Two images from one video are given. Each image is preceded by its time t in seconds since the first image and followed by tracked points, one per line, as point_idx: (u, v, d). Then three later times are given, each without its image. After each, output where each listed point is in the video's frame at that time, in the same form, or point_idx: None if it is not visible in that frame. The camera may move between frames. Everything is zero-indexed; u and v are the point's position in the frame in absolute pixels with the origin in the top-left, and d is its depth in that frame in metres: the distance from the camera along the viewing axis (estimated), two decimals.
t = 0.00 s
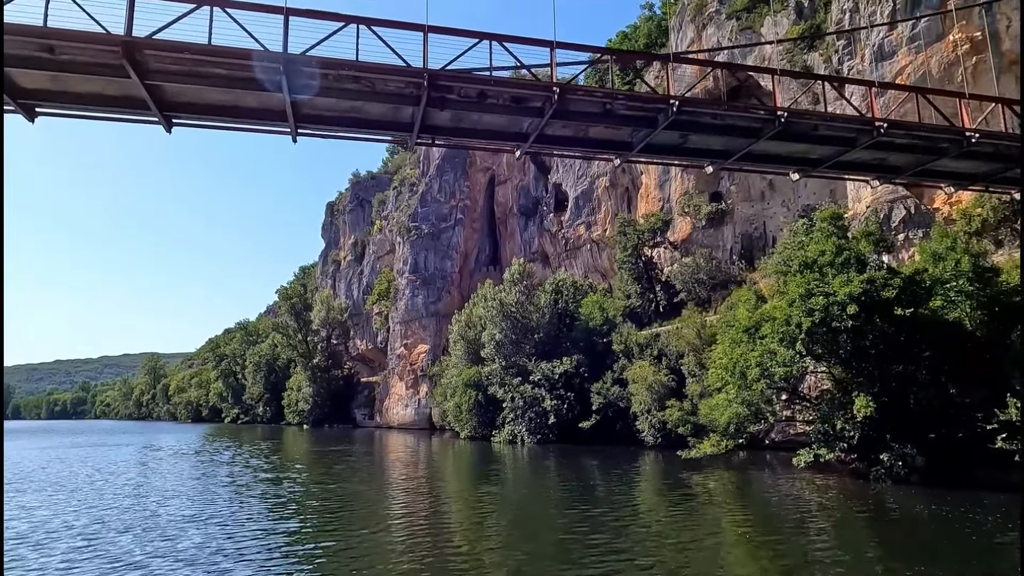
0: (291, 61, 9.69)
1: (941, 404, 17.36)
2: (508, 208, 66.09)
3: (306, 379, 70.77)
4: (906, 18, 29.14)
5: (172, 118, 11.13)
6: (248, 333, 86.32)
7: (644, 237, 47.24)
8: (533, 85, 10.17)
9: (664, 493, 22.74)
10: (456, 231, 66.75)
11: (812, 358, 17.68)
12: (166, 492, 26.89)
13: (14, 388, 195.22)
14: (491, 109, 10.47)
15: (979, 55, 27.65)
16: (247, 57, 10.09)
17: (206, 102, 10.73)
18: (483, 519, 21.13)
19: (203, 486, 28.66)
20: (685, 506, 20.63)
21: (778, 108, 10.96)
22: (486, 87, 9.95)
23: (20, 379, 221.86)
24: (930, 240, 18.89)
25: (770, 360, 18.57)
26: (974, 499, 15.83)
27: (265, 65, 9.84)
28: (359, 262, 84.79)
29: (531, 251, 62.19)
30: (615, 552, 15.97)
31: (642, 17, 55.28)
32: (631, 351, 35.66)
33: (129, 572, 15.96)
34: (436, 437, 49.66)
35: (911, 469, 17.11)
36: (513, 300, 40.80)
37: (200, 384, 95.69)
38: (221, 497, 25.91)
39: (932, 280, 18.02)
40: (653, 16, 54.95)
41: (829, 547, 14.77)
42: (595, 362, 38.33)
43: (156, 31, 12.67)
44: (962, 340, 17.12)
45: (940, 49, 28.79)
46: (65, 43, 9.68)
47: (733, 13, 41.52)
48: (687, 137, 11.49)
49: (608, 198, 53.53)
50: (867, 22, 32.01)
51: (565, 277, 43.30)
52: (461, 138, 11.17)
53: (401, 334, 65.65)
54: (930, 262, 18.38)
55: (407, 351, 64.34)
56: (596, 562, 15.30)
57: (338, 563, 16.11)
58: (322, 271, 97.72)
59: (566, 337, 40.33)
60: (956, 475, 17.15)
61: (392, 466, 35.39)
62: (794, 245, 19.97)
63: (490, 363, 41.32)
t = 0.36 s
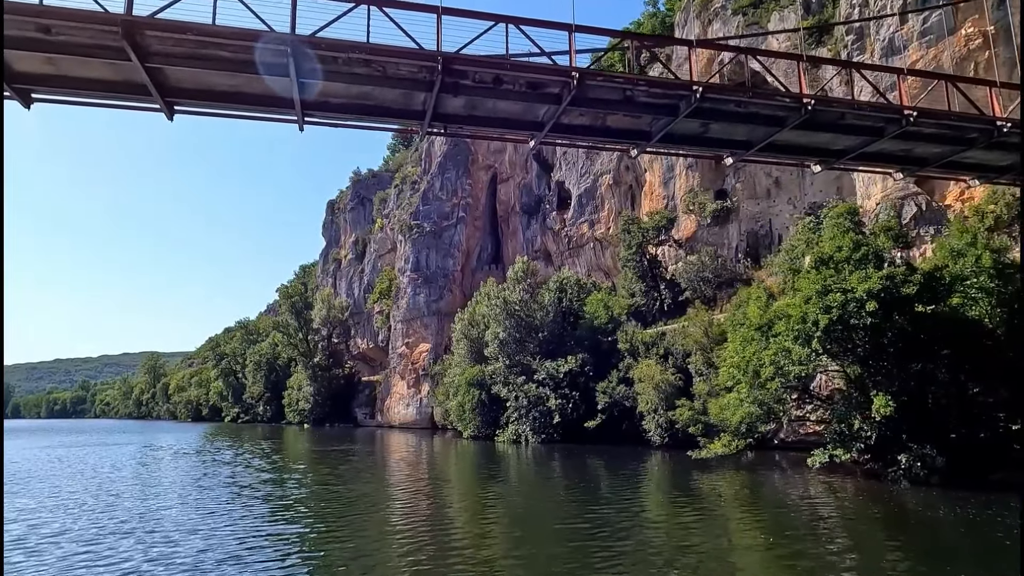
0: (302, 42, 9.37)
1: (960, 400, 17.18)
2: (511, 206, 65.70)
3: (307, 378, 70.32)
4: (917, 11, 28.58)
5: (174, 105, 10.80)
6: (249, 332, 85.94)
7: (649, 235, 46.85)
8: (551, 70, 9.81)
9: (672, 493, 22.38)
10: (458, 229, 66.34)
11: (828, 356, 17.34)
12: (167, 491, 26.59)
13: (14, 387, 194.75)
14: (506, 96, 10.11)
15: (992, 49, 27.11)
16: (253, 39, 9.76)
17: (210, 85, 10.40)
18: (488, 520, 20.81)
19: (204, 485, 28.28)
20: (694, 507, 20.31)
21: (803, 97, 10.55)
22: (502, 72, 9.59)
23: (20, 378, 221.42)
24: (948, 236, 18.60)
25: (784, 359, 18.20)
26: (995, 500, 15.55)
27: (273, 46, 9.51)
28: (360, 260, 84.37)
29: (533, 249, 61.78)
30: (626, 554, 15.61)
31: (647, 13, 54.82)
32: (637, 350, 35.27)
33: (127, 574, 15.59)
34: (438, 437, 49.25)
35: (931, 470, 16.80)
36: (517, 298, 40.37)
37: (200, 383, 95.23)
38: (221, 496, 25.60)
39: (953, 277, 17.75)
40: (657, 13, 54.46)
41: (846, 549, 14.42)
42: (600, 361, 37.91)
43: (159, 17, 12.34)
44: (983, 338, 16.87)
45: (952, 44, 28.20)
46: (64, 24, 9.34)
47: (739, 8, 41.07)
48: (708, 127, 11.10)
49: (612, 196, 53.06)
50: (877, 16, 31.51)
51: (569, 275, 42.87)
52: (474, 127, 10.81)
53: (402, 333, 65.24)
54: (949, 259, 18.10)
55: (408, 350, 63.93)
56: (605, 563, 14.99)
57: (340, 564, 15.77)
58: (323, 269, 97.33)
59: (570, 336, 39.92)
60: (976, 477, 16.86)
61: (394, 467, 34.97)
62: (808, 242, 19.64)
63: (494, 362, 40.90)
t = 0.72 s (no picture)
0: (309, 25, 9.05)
1: (981, 400, 16.96)
2: (513, 205, 65.30)
3: (307, 377, 69.86)
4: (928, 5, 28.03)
5: (177, 92, 10.45)
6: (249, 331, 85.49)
7: (653, 233, 46.48)
8: (570, 55, 9.49)
9: (681, 493, 22.02)
10: (460, 228, 65.95)
11: (845, 354, 17.12)
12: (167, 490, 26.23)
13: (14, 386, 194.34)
14: (522, 82, 9.76)
15: (1004, 43, 26.34)
16: (258, 21, 9.40)
17: (213, 70, 10.06)
18: (492, 520, 20.50)
19: (204, 484, 27.92)
20: (703, 506, 20.00)
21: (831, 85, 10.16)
22: (519, 56, 9.29)
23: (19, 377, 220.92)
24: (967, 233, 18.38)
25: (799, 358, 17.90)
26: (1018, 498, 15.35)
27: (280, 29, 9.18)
28: (360, 259, 83.97)
29: (536, 247, 61.39)
30: (636, 555, 15.27)
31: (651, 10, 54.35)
32: (643, 349, 34.89)
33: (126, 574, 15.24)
34: (440, 437, 48.79)
35: (951, 469, 16.62)
36: (521, 297, 39.99)
37: (200, 382, 94.76)
38: (222, 495, 25.26)
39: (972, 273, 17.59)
40: (662, 9, 53.95)
41: (862, 550, 14.11)
42: (605, 360, 37.51)
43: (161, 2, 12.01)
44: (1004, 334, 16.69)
45: (964, 37, 27.38)
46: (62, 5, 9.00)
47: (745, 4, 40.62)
48: (729, 117, 10.73)
49: (615, 194, 52.60)
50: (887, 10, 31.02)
51: (573, 273, 42.45)
52: (489, 115, 10.51)
53: (404, 332, 64.82)
54: (968, 255, 17.90)
55: (410, 349, 63.54)
56: (616, 564, 14.66)
57: (344, 565, 15.45)
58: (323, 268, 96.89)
59: (575, 334, 39.53)
60: (997, 476, 16.62)
61: (396, 466, 34.58)
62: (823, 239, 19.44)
63: (497, 361, 40.50)
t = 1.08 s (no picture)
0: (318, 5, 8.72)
1: (1001, 399, 16.66)
2: (514, 203, 64.83)
3: (307, 376, 69.41)
4: None
5: (177, 77, 10.08)
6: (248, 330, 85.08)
7: (657, 231, 46.04)
8: (590, 37, 9.14)
9: (690, 494, 21.68)
10: (461, 226, 65.50)
11: (862, 352, 16.81)
12: (167, 491, 25.92)
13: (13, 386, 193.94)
14: (539, 66, 9.41)
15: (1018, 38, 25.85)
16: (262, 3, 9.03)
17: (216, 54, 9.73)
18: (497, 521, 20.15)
19: (205, 485, 27.55)
20: (713, 506, 19.66)
21: (861, 70, 9.75)
22: (537, 38, 8.95)
23: (17, 376, 220.30)
24: (987, 228, 18.00)
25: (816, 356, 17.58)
26: None
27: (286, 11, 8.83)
28: (360, 258, 83.53)
29: (538, 246, 60.91)
30: (647, 556, 14.93)
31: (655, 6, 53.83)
32: (648, 348, 34.51)
33: None
34: (441, 436, 48.38)
35: (972, 470, 16.30)
36: (524, 295, 39.60)
37: (199, 382, 94.34)
38: (221, 496, 24.84)
39: (994, 269, 17.24)
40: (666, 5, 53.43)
41: (877, 552, 13.82)
42: (610, 359, 37.11)
43: None
44: None
45: (975, 32, 27.01)
46: None
47: None
48: (752, 104, 10.34)
49: (618, 191, 52.14)
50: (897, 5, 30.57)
51: (577, 271, 42.02)
52: (505, 102, 10.17)
53: (404, 331, 64.37)
54: (989, 251, 17.55)
55: (410, 348, 63.18)
56: (626, 566, 14.33)
57: (346, 566, 15.08)
58: (324, 267, 96.22)
59: (579, 333, 39.13)
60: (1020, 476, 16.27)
61: (398, 466, 34.20)
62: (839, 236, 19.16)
63: (500, 360, 40.11)
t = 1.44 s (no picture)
0: None
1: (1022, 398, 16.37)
2: (516, 200, 64.35)
3: (307, 375, 69.02)
4: None
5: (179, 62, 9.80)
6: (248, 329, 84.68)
7: (661, 229, 45.68)
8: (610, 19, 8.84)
9: (699, 493, 21.37)
10: (462, 224, 65.04)
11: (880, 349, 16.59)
12: (167, 490, 25.61)
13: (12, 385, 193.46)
14: (557, 49, 9.12)
15: None
16: None
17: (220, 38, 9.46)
18: (503, 521, 19.85)
19: (205, 484, 27.23)
20: (723, 506, 19.36)
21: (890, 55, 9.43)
22: (556, 20, 8.65)
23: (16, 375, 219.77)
24: (1007, 223, 17.67)
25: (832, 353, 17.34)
26: None
27: None
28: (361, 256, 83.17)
29: (540, 243, 60.40)
30: (656, 556, 14.63)
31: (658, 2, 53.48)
32: (653, 347, 34.19)
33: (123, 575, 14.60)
34: (443, 436, 48.02)
35: (993, 470, 16.01)
36: (528, 293, 39.23)
37: (199, 381, 93.94)
38: (222, 495, 24.52)
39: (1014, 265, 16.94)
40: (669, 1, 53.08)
41: (892, 552, 13.53)
42: (614, 358, 36.75)
43: None
44: None
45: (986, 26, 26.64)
46: None
47: None
48: (775, 91, 10.02)
49: (621, 189, 51.74)
50: None
51: (580, 269, 41.64)
52: (521, 88, 9.89)
53: (405, 330, 64.06)
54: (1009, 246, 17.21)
55: (411, 347, 62.83)
56: (636, 566, 14.05)
57: (347, 565, 14.82)
58: (324, 266, 95.75)
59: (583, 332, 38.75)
60: None
61: (400, 466, 33.84)
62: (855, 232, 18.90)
63: (503, 359, 39.75)
